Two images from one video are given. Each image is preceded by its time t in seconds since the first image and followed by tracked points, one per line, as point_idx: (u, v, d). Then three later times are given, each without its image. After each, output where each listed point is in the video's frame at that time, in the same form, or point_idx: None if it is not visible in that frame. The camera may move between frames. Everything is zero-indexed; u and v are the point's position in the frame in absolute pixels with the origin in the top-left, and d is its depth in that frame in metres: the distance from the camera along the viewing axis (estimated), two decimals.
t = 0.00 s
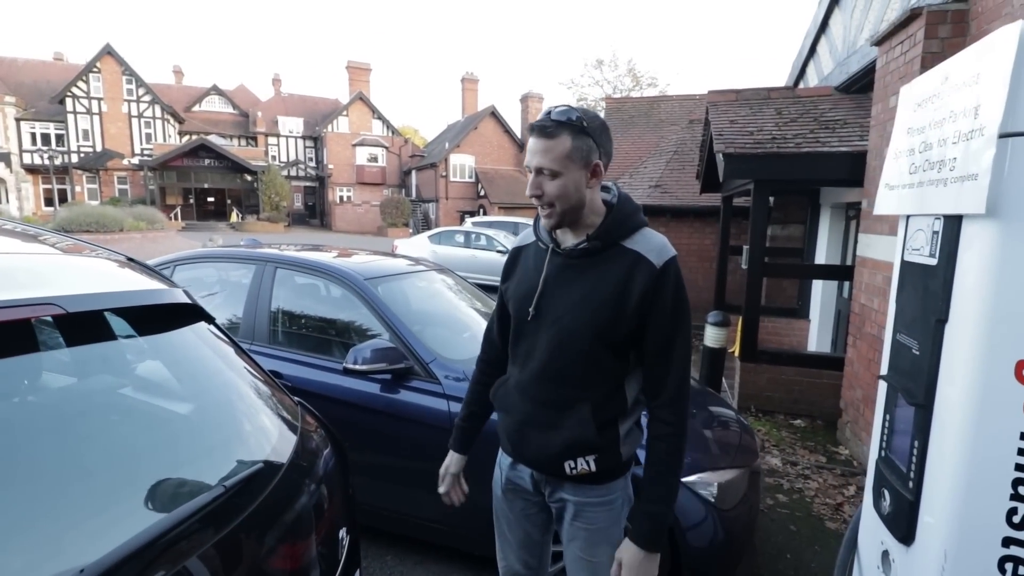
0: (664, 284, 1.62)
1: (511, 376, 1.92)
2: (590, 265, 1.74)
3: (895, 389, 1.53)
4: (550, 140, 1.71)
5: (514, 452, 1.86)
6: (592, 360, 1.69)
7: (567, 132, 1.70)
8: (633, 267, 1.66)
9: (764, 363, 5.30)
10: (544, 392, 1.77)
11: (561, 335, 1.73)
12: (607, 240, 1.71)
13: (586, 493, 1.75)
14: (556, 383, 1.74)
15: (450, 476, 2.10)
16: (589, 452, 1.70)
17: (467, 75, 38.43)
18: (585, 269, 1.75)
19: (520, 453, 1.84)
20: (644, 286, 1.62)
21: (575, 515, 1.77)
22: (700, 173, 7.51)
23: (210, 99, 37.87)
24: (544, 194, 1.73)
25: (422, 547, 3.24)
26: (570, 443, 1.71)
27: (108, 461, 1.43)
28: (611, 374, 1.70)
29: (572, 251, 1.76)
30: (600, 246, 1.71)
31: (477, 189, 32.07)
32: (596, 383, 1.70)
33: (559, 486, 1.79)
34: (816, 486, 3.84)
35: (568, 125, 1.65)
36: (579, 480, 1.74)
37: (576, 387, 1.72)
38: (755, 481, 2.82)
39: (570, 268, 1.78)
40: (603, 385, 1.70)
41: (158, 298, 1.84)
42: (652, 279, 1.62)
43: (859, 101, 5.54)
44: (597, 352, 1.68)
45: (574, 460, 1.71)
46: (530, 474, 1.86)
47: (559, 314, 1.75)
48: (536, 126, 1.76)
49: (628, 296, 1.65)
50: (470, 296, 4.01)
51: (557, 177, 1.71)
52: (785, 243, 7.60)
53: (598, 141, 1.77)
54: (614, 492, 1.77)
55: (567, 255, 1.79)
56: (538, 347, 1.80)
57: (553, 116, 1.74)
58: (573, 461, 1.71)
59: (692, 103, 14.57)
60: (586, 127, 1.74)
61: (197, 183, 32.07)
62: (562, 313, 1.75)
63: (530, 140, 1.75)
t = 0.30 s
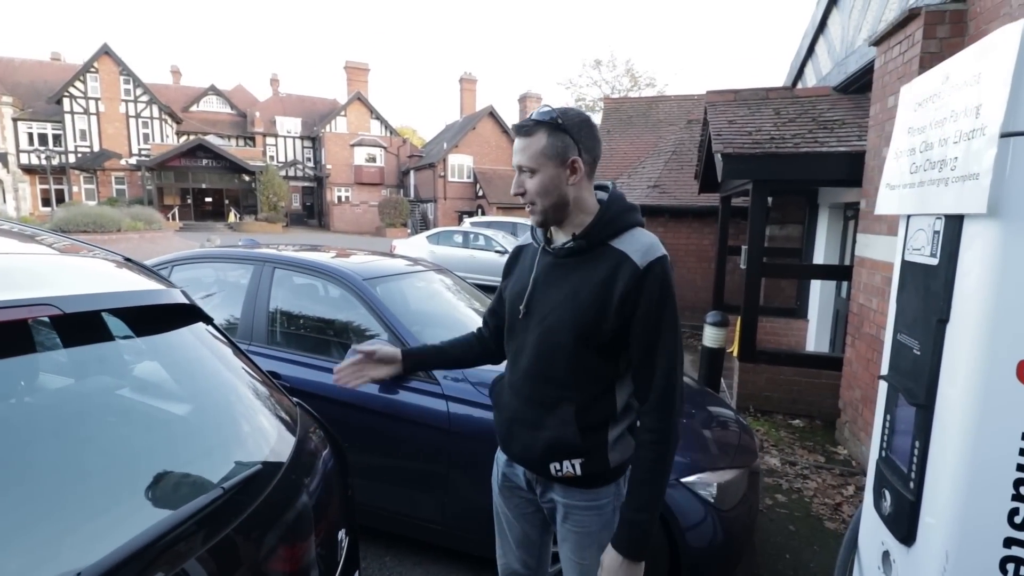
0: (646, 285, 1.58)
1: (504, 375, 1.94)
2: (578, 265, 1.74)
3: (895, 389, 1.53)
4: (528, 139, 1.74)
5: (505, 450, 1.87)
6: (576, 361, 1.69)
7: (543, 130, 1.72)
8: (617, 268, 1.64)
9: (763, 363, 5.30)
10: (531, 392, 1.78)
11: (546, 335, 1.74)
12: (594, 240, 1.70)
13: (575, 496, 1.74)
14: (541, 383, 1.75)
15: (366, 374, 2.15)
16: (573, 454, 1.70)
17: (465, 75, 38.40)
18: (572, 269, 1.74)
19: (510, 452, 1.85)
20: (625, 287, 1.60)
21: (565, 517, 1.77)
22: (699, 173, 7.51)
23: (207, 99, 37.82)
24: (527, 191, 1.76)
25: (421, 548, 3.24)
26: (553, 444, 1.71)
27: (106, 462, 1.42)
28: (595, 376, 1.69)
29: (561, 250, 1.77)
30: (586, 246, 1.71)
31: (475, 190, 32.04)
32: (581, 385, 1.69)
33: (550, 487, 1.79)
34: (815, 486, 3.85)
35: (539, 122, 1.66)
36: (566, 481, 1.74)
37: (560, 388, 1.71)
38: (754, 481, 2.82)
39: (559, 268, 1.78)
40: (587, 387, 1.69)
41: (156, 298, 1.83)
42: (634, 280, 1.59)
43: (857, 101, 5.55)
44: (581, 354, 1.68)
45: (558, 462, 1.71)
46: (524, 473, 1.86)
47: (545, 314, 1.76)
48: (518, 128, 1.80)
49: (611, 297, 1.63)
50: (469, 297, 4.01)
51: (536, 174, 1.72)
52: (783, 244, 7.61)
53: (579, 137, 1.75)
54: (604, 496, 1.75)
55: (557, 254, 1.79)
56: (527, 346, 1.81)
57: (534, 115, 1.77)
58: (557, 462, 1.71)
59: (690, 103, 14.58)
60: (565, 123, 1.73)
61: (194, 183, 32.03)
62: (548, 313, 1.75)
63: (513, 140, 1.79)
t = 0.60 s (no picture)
0: (643, 286, 1.58)
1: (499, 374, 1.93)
2: (574, 266, 1.73)
3: (895, 389, 1.53)
4: (523, 138, 1.74)
5: (500, 449, 1.87)
6: (572, 362, 1.68)
7: (537, 129, 1.72)
8: (614, 268, 1.64)
9: (761, 363, 5.31)
10: (527, 392, 1.77)
11: (542, 335, 1.73)
12: (590, 240, 1.70)
13: (569, 496, 1.74)
14: (537, 384, 1.74)
15: (361, 384, 2.13)
16: (568, 455, 1.69)
17: (464, 75, 38.38)
18: (570, 269, 1.74)
19: (505, 452, 1.85)
20: (622, 288, 1.59)
21: (559, 517, 1.76)
22: (697, 173, 7.52)
23: (206, 100, 37.81)
24: (522, 191, 1.76)
25: (420, 548, 3.24)
26: (548, 444, 1.71)
27: (103, 462, 1.42)
28: (591, 378, 1.68)
29: (557, 250, 1.77)
30: (582, 246, 1.71)
31: (474, 190, 32.03)
32: (577, 386, 1.69)
33: (546, 488, 1.79)
34: (813, 485, 3.85)
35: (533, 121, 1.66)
36: (561, 482, 1.74)
37: (556, 388, 1.71)
38: (753, 481, 2.83)
39: (556, 268, 1.77)
40: (583, 388, 1.69)
41: (154, 297, 1.83)
42: (631, 281, 1.59)
43: (856, 101, 5.55)
44: (578, 355, 1.67)
45: (553, 462, 1.71)
46: (520, 474, 1.86)
47: (542, 314, 1.75)
48: (514, 127, 1.80)
49: (608, 298, 1.63)
50: (468, 296, 4.01)
51: (531, 173, 1.73)
52: (782, 244, 7.62)
53: (575, 136, 1.75)
54: (598, 498, 1.75)
55: (553, 254, 1.79)
56: (523, 346, 1.80)
57: (529, 115, 1.77)
58: (553, 463, 1.71)
59: (689, 103, 14.59)
60: (560, 122, 1.73)
61: (192, 183, 32.00)
62: (544, 313, 1.75)
63: (509, 140, 1.79)
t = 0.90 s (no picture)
0: (643, 283, 1.59)
1: (497, 376, 1.92)
2: (573, 265, 1.73)
3: (894, 389, 1.53)
4: (521, 134, 1.73)
5: (499, 452, 1.85)
6: (573, 362, 1.68)
7: (536, 125, 1.72)
8: (614, 266, 1.64)
9: (760, 363, 5.31)
10: (526, 392, 1.77)
11: (542, 335, 1.73)
12: (589, 238, 1.70)
13: (569, 498, 1.74)
14: (538, 385, 1.74)
15: (402, 459, 2.02)
16: (570, 456, 1.69)
17: (463, 75, 38.36)
18: (567, 269, 1.74)
19: (505, 454, 1.83)
20: (622, 286, 1.60)
21: (559, 520, 1.76)
22: (696, 173, 7.52)
23: (205, 99, 37.80)
24: (517, 187, 1.75)
25: (419, 548, 3.23)
26: (549, 446, 1.70)
27: (102, 461, 1.41)
28: (592, 377, 1.68)
29: (553, 249, 1.76)
30: (581, 245, 1.71)
31: (473, 189, 32.02)
32: (578, 385, 1.69)
33: (546, 489, 1.79)
34: (813, 486, 3.85)
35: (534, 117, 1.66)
36: (562, 482, 1.73)
37: (557, 389, 1.70)
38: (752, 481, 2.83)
39: (552, 267, 1.77)
40: (584, 388, 1.69)
41: (153, 296, 1.82)
42: (631, 278, 1.59)
43: (855, 101, 5.55)
44: (578, 354, 1.67)
45: (555, 463, 1.70)
46: (518, 475, 1.85)
47: (541, 313, 1.75)
48: (512, 124, 1.80)
49: (609, 296, 1.63)
50: (467, 296, 4.01)
51: (528, 169, 1.72)
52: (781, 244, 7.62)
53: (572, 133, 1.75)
54: (598, 500, 1.74)
55: (549, 254, 1.78)
56: (522, 347, 1.80)
57: (526, 112, 1.77)
58: (554, 464, 1.70)
59: (688, 103, 14.57)
60: (558, 119, 1.73)
61: (191, 183, 32.01)
62: (544, 313, 1.74)
63: (505, 136, 1.79)
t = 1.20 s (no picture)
0: (644, 281, 1.60)
1: (497, 376, 1.91)
2: (572, 264, 1.73)
3: (894, 388, 1.53)
4: (517, 136, 1.73)
5: (502, 452, 1.85)
6: (575, 361, 1.68)
7: (533, 126, 1.72)
8: (614, 265, 1.65)
9: (760, 363, 5.31)
10: (528, 393, 1.76)
11: (544, 335, 1.72)
12: (589, 238, 1.71)
13: (574, 494, 1.74)
14: (540, 385, 1.74)
15: (387, 455, 2.01)
16: (574, 454, 1.69)
17: (463, 75, 38.32)
18: (567, 268, 1.74)
19: (507, 454, 1.83)
20: (623, 285, 1.61)
21: (563, 516, 1.76)
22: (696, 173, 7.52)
23: (205, 100, 37.81)
24: (515, 188, 1.75)
25: (419, 548, 3.23)
26: (553, 445, 1.71)
27: (103, 461, 1.41)
28: (594, 376, 1.69)
29: (552, 249, 1.76)
30: (581, 245, 1.71)
31: (473, 190, 32.01)
32: (580, 384, 1.69)
33: (549, 487, 1.78)
34: (812, 485, 3.85)
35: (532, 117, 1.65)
36: (566, 481, 1.74)
37: (559, 387, 1.71)
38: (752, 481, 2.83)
39: (551, 267, 1.77)
40: (587, 386, 1.69)
41: (153, 296, 1.82)
42: (632, 277, 1.60)
43: (855, 102, 5.55)
44: (580, 353, 1.67)
45: (559, 462, 1.71)
46: (520, 475, 1.85)
47: (542, 314, 1.75)
48: (508, 124, 1.79)
49: (610, 295, 1.64)
50: (467, 296, 4.01)
51: (526, 170, 1.71)
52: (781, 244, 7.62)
53: (569, 133, 1.75)
54: (603, 493, 1.76)
55: (549, 254, 1.78)
56: (523, 347, 1.79)
57: (522, 113, 1.77)
58: (559, 462, 1.71)
59: (688, 103, 14.57)
60: (555, 120, 1.73)
61: (191, 183, 32.04)
62: (545, 313, 1.74)
63: (501, 137, 1.78)
